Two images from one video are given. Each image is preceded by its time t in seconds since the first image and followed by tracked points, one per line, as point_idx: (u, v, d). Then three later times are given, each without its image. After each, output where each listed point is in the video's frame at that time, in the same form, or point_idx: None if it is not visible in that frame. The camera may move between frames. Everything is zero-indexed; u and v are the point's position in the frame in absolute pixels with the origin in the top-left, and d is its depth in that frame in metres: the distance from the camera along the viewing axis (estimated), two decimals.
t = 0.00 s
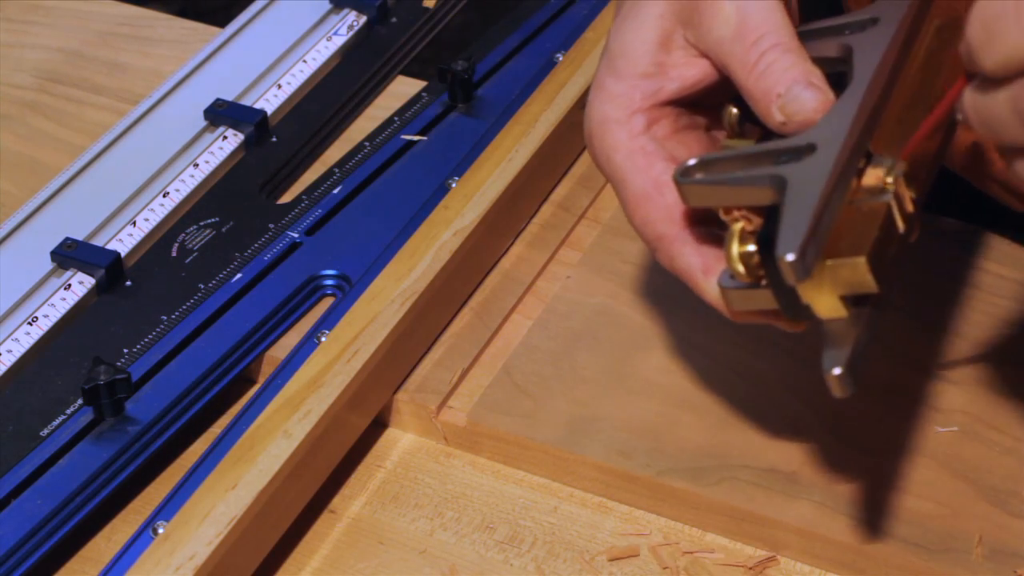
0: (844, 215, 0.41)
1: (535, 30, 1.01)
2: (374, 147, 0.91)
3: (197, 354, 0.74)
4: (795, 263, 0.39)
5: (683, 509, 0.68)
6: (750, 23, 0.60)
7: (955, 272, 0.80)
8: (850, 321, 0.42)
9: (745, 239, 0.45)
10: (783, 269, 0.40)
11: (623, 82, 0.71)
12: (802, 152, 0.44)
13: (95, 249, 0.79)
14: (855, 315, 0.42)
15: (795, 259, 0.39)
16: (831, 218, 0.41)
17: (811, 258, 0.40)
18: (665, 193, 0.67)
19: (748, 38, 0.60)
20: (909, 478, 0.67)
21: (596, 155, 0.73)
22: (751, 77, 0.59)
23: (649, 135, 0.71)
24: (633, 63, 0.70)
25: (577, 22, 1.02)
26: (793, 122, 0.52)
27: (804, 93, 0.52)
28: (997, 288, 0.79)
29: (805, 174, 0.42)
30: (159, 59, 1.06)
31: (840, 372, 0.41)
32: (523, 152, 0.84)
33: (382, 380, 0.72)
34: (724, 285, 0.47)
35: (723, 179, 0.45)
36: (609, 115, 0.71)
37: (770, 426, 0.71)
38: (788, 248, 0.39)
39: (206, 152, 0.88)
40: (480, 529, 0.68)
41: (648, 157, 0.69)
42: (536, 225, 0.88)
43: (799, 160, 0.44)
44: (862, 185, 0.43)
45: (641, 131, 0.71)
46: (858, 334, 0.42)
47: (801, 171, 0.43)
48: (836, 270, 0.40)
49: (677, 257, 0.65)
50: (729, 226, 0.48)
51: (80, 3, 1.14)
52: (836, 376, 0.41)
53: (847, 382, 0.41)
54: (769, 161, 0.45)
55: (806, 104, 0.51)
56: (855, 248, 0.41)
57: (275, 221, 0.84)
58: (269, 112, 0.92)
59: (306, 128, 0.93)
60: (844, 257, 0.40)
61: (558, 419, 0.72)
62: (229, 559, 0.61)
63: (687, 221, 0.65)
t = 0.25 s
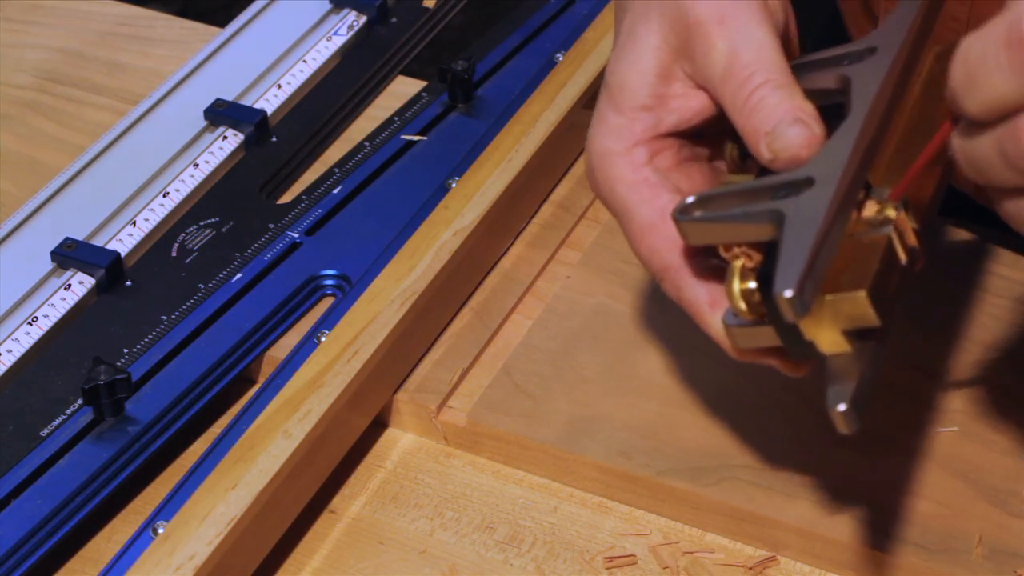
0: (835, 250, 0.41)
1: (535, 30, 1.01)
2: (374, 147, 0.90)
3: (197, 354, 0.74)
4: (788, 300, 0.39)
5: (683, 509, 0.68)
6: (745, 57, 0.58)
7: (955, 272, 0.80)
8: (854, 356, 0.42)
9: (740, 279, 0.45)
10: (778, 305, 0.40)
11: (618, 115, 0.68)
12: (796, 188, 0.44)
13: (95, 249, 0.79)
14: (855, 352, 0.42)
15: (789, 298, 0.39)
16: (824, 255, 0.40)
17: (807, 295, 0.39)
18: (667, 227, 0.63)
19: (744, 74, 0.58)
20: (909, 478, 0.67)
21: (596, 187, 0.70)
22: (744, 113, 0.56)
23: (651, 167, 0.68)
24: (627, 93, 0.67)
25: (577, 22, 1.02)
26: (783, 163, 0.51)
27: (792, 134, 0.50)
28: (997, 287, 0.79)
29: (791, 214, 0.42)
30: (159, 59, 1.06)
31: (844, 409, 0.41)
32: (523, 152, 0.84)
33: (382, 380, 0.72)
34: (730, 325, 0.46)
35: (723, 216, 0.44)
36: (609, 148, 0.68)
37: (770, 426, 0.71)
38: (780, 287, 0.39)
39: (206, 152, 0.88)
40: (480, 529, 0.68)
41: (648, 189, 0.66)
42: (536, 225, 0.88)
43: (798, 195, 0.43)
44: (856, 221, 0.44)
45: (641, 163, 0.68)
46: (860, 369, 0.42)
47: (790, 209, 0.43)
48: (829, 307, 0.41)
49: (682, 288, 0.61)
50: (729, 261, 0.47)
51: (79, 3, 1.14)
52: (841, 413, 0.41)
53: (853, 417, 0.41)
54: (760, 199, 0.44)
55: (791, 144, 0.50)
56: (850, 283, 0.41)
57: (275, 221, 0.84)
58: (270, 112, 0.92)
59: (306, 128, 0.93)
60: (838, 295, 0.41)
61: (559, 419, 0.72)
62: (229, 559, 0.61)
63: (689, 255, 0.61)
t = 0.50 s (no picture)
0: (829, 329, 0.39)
1: (535, 30, 1.01)
2: (374, 147, 0.91)
3: (197, 354, 0.74)
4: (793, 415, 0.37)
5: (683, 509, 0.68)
6: (738, 124, 0.60)
7: (955, 273, 0.80)
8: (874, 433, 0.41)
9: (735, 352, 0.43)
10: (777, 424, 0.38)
11: (632, 194, 0.72)
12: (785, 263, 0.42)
13: (96, 249, 0.79)
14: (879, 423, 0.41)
15: (787, 414, 0.37)
16: (817, 338, 0.38)
17: (803, 404, 0.37)
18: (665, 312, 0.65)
19: (734, 143, 0.60)
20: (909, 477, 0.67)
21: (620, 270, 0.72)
22: (739, 188, 0.57)
23: (663, 244, 0.70)
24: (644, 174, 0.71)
25: (577, 22, 1.02)
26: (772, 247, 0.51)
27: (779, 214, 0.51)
28: (996, 287, 0.79)
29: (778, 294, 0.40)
30: (159, 59, 1.06)
31: (880, 489, 0.41)
32: (523, 152, 0.84)
33: (381, 380, 0.72)
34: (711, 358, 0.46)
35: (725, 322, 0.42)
36: (625, 224, 0.71)
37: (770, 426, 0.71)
38: (779, 403, 0.37)
39: (206, 152, 0.88)
40: (480, 529, 0.68)
41: (655, 270, 0.68)
42: (536, 225, 0.88)
43: (779, 286, 0.41)
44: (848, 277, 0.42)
45: (654, 240, 0.70)
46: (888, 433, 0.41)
47: (776, 294, 0.40)
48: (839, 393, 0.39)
49: (654, 376, 0.62)
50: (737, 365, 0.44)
51: (79, 3, 1.14)
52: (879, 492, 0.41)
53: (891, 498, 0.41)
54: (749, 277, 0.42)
55: (778, 228, 0.50)
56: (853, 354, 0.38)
57: (275, 221, 0.84)
58: (269, 112, 0.92)
59: (306, 128, 0.93)
60: (842, 373, 0.38)
61: (559, 419, 0.72)
62: (229, 558, 0.61)
63: (691, 359, 0.62)
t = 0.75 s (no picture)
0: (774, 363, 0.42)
1: (535, 30, 1.02)
2: (374, 147, 0.90)
3: (197, 354, 0.74)
4: (764, 441, 0.39)
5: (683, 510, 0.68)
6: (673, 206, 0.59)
7: (953, 274, 0.80)
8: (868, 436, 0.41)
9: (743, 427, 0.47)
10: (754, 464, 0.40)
11: (623, 304, 0.68)
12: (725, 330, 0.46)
13: (96, 249, 0.79)
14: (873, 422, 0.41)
15: (755, 446, 0.39)
16: (765, 368, 0.41)
17: (764, 430, 0.39)
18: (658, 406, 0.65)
19: (675, 226, 0.59)
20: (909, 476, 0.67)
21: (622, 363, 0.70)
22: (680, 264, 0.58)
23: (660, 353, 0.67)
24: (637, 277, 0.67)
25: (577, 23, 1.02)
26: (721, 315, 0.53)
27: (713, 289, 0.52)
28: (997, 288, 0.79)
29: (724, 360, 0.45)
30: (159, 59, 1.06)
31: (894, 480, 0.39)
32: (523, 152, 0.84)
33: (382, 380, 0.72)
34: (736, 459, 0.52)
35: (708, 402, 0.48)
36: (629, 328, 0.68)
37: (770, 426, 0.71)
38: (738, 437, 0.40)
39: (206, 152, 0.88)
40: (480, 529, 0.68)
41: (655, 389, 0.66)
42: (536, 225, 0.88)
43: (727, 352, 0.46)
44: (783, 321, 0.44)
45: (651, 353, 0.67)
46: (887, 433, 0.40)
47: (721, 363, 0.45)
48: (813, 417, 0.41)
49: (656, 489, 0.64)
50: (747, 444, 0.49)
51: (79, 3, 1.14)
52: (898, 485, 0.39)
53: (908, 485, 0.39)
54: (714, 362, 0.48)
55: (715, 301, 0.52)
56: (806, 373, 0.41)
57: (275, 221, 0.84)
58: (269, 112, 0.92)
59: (306, 128, 0.93)
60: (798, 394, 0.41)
61: (559, 419, 0.72)
62: (229, 558, 0.61)
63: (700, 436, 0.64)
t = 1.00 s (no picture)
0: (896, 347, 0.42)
1: (535, 31, 1.02)
2: (374, 147, 0.90)
3: (197, 354, 0.74)
4: (910, 423, 0.40)
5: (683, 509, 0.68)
6: (725, 199, 0.56)
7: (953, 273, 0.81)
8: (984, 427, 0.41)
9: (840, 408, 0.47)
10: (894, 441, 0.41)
11: (648, 286, 0.67)
12: (832, 305, 0.46)
13: (96, 249, 0.79)
14: (990, 418, 0.40)
15: (901, 427, 0.40)
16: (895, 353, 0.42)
17: (909, 411, 0.40)
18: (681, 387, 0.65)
19: (723, 217, 0.56)
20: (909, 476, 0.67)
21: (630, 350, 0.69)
22: (733, 260, 0.55)
23: (677, 347, 0.66)
24: (661, 276, 0.66)
25: (577, 23, 1.03)
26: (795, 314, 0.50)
27: (785, 284, 0.50)
28: (997, 288, 0.79)
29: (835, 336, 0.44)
30: (159, 59, 1.06)
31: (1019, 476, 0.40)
32: (523, 152, 0.84)
33: (381, 380, 0.72)
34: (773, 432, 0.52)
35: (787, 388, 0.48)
36: (652, 312, 0.67)
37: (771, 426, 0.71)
38: (885, 417, 0.41)
39: (206, 152, 0.88)
40: (480, 529, 0.68)
41: (672, 376, 0.65)
42: (537, 225, 0.88)
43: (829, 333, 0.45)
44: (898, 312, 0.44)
45: (668, 339, 0.67)
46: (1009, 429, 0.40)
47: (830, 336, 0.45)
48: (938, 406, 0.40)
49: (667, 486, 0.63)
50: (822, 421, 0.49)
51: (79, 3, 1.14)
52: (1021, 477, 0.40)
53: None
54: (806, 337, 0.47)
55: (785, 297, 0.50)
56: (937, 360, 0.40)
57: (275, 221, 0.84)
58: (270, 112, 0.92)
59: (306, 128, 0.93)
60: (930, 385, 0.40)
61: (559, 419, 0.72)
62: (229, 558, 0.61)
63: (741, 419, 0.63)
